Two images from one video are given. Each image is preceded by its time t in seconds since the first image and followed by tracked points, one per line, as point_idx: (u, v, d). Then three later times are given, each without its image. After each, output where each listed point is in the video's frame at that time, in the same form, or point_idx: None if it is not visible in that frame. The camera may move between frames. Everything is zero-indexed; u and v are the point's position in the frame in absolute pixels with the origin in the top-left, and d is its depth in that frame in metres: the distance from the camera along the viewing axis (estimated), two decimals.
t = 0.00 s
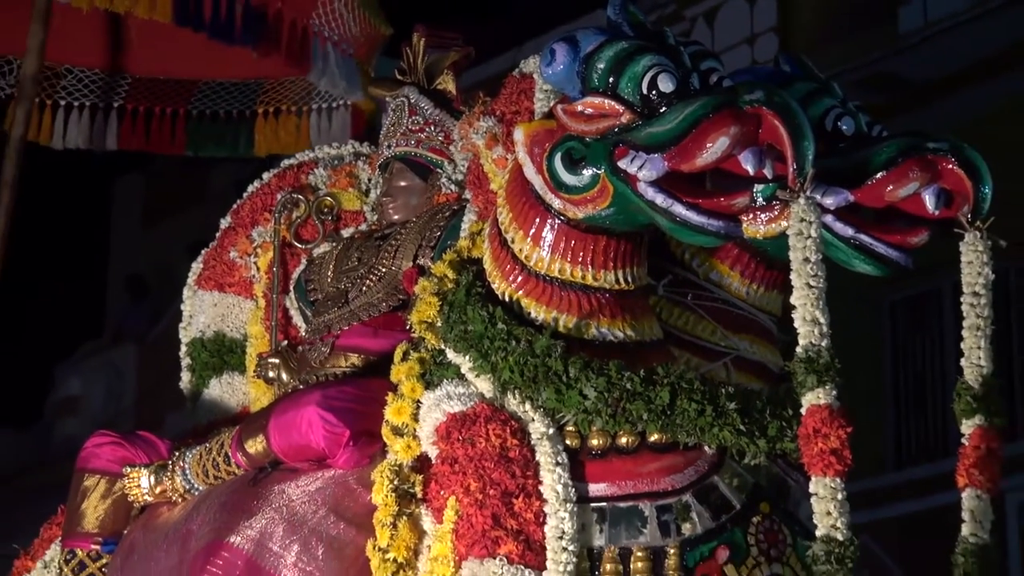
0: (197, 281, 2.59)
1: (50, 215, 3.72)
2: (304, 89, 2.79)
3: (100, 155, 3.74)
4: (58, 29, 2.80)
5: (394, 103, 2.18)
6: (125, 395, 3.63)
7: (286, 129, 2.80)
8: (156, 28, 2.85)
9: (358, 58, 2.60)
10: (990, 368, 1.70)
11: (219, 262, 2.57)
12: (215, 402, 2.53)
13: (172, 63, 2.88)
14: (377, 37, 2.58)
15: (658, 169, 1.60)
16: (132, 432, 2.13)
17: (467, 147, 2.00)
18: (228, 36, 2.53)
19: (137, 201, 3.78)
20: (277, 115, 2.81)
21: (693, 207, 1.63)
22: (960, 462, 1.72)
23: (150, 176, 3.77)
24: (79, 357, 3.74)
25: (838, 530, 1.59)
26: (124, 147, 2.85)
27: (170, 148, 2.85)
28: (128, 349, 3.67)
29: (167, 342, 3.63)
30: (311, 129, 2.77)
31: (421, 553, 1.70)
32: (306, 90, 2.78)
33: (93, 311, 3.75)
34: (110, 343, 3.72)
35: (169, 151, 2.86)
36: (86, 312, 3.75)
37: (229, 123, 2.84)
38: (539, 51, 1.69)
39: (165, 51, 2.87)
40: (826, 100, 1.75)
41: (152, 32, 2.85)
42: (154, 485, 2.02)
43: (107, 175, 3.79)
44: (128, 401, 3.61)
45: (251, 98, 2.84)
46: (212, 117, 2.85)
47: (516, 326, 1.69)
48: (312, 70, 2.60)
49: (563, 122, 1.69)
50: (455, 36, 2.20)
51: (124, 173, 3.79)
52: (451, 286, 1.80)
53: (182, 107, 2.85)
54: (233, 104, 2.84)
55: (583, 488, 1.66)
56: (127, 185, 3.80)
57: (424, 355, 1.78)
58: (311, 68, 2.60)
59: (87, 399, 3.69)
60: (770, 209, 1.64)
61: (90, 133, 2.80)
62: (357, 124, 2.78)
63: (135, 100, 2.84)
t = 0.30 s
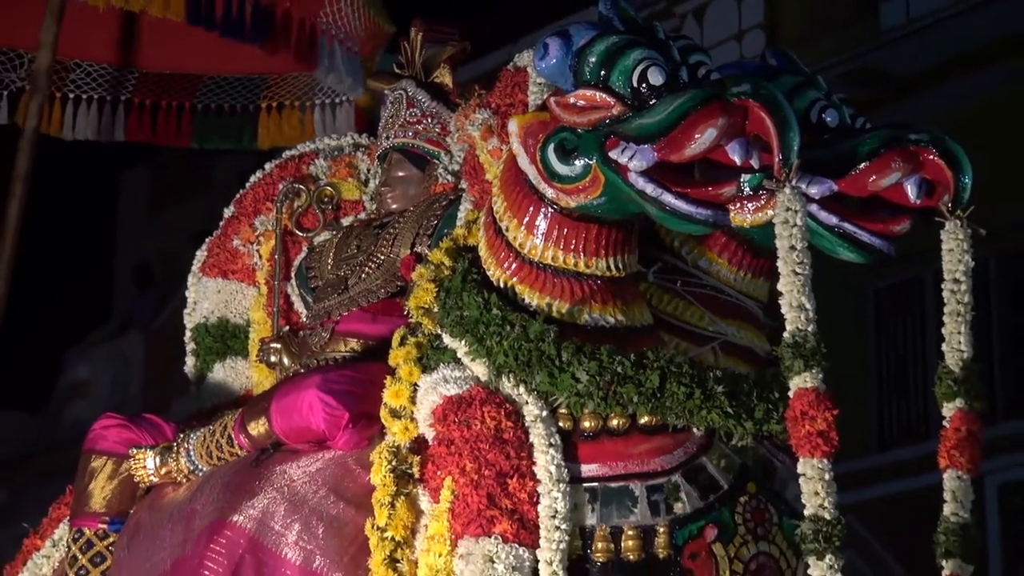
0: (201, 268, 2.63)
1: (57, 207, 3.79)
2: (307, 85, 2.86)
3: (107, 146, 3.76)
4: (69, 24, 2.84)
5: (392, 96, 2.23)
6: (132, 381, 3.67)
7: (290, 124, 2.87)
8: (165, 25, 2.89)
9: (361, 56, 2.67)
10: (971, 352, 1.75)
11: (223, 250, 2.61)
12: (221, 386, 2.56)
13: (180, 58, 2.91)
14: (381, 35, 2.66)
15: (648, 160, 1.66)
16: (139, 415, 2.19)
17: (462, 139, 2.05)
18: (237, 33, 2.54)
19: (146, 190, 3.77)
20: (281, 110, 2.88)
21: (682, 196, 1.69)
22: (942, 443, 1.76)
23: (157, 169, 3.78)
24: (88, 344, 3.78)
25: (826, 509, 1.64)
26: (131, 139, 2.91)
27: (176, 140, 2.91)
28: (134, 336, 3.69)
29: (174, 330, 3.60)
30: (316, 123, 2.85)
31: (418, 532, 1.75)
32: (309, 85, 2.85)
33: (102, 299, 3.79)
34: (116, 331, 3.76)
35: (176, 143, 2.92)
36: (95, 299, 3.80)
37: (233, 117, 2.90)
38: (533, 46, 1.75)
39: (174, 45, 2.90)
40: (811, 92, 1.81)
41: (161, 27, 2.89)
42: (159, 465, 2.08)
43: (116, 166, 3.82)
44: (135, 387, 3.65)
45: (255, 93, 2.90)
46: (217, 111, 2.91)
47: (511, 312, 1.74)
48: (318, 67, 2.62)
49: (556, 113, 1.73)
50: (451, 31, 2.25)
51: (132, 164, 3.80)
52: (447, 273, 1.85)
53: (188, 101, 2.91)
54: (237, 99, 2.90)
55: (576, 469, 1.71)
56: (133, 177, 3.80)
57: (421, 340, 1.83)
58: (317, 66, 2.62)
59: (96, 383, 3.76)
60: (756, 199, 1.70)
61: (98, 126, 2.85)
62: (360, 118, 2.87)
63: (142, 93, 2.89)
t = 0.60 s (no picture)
0: (206, 257, 2.69)
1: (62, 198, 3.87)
2: (296, 74, 2.88)
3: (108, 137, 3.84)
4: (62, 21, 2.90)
5: (392, 88, 2.28)
6: (140, 363, 3.85)
7: (280, 113, 2.89)
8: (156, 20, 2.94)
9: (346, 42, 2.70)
10: (954, 336, 1.79)
11: (227, 238, 2.66)
12: (226, 370, 2.62)
13: (174, 52, 2.97)
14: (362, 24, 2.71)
15: (640, 150, 1.70)
16: (147, 399, 2.24)
17: (459, 130, 2.10)
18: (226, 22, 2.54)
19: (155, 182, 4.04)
20: (271, 100, 2.91)
21: (674, 184, 1.74)
22: (928, 424, 1.81)
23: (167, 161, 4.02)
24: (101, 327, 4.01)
25: (814, 488, 1.67)
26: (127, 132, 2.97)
27: (170, 132, 2.95)
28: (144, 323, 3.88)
29: (180, 315, 3.84)
30: (305, 111, 2.87)
31: (418, 511, 1.80)
32: (299, 75, 2.88)
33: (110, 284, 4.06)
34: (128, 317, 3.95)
35: (170, 135, 2.96)
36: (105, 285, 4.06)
37: (226, 108, 2.94)
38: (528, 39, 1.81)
39: (167, 39, 2.96)
40: (799, 84, 1.85)
41: (153, 21, 2.94)
42: (166, 448, 2.13)
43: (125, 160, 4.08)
44: (144, 370, 3.84)
45: (246, 84, 2.93)
46: (210, 103, 2.95)
47: (507, 298, 1.79)
48: (302, 54, 2.63)
49: (551, 105, 1.79)
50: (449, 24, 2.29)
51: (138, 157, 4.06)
52: (445, 260, 1.90)
53: (180, 93, 2.97)
54: (228, 90, 2.94)
55: (570, 450, 1.77)
56: (144, 168, 4.07)
57: (420, 325, 1.88)
58: (303, 53, 2.63)
59: (106, 367, 3.89)
60: (746, 187, 1.75)
61: (95, 119, 2.92)
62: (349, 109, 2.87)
63: (137, 87, 2.96)
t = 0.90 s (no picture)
0: (212, 252, 2.74)
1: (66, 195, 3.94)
2: (283, 63, 2.98)
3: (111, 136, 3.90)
4: (52, 17, 2.95)
5: (391, 89, 2.33)
6: (148, 356, 3.95)
7: (267, 101, 2.97)
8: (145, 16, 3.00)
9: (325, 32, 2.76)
10: (936, 329, 1.85)
11: (231, 234, 2.72)
12: (231, 362, 2.67)
13: (165, 45, 3.03)
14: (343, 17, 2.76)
15: (632, 148, 1.76)
16: (153, 390, 2.32)
17: (457, 129, 2.16)
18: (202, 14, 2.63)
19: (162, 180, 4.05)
20: (259, 88, 2.99)
21: (665, 182, 1.80)
22: (909, 414, 1.87)
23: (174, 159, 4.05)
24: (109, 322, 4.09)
25: (799, 476, 1.73)
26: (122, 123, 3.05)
27: (162, 121, 3.02)
28: (151, 318, 3.96)
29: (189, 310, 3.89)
30: (290, 99, 2.95)
31: (417, 498, 1.86)
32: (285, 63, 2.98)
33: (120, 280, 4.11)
34: (136, 311, 4.04)
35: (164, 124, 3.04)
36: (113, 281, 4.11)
37: (216, 98, 3.02)
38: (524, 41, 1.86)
39: (158, 32, 3.02)
40: (786, 85, 1.91)
41: (142, 16, 3.00)
42: (173, 437, 2.20)
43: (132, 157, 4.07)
44: (151, 363, 3.92)
45: (235, 74, 3.02)
46: (201, 93, 3.03)
47: (504, 292, 1.85)
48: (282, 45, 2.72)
49: (546, 105, 1.84)
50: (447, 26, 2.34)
51: (145, 154, 4.06)
52: (444, 255, 1.95)
53: (172, 84, 3.03)
54: (218, 79, 3.02)
55: (565, 439, 1.82)
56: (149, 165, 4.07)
57: (419, 319, 1.93)
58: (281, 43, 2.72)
59: (114, 359, 4.04)
60: (734, 185, 1.80)
61: (88, 112, 3.00)
62: (329, 99, 2.95)
63: (130, 79, 3.03)
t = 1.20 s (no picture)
0: (220, 249, 2.79)
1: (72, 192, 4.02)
2: (269, 59, 3.01)
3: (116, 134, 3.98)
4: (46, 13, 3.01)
5: (392, 91, 2.39)
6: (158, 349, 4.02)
7: (252, 94, 3.00)
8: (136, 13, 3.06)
9: (314, 31, 2.81)
10: (922, 324, 1.91)
11: (239, 232, 2.78)
12: (238, 357, 2.73)
13: (154, 41, 3.08)
14: (333, 14, 2.81)
15: (627, 149, 1.82)
16: (163, 384, 2.36)
17: (457, 130, 2.22)
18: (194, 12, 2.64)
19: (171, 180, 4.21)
20: (245, 83, 3.02)
21: (659, 181, 1.85)
22: (896, 406, 1.92)
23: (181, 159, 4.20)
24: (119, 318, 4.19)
25: (788, 466, 1.78)
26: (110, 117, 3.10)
27: (148, 114, 3.07)
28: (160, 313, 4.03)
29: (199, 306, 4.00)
30: (275, 94, 2.98)
31: (419, 488, 1.92)
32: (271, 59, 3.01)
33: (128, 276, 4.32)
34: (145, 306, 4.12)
35: (151, 118, 3.08)
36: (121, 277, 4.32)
37: (202, 92, 3.06)
38: (522, 45, 1.93)
39: (147, 30, 3.07)
40: (776, 87, 1.97)
41: (133, 15, 3.05)
42: (182, 430, 2.26)
43: (141, 158, 4.27)
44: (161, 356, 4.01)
45: (222, 69, 3.06)
46: (187, 87, 3.07)
47: (503, 288, 1.90)
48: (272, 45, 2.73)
49: (543, 107, 1.90)
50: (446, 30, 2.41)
51: (154, 155, 4.22)
52: (444, 252, 2.01)
53: (159, 79, 3.08)
54: (205, 74, 3.07)
55: (562, 431, 1.88)
56: (159, 165, 4.23)
57: (420, 314, 1.99)
58: (271, 43, 2.73)
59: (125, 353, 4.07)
60: (727, 183, 1.86)
61: (77, 104, 3.03)
62: (314, 94, 2.97)
63: (119, 74, 3.08)
